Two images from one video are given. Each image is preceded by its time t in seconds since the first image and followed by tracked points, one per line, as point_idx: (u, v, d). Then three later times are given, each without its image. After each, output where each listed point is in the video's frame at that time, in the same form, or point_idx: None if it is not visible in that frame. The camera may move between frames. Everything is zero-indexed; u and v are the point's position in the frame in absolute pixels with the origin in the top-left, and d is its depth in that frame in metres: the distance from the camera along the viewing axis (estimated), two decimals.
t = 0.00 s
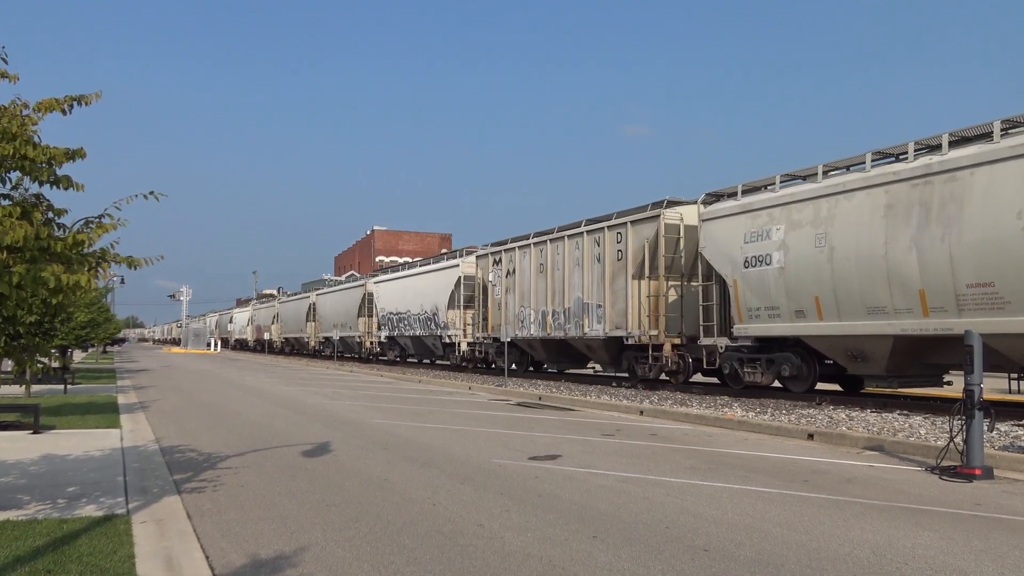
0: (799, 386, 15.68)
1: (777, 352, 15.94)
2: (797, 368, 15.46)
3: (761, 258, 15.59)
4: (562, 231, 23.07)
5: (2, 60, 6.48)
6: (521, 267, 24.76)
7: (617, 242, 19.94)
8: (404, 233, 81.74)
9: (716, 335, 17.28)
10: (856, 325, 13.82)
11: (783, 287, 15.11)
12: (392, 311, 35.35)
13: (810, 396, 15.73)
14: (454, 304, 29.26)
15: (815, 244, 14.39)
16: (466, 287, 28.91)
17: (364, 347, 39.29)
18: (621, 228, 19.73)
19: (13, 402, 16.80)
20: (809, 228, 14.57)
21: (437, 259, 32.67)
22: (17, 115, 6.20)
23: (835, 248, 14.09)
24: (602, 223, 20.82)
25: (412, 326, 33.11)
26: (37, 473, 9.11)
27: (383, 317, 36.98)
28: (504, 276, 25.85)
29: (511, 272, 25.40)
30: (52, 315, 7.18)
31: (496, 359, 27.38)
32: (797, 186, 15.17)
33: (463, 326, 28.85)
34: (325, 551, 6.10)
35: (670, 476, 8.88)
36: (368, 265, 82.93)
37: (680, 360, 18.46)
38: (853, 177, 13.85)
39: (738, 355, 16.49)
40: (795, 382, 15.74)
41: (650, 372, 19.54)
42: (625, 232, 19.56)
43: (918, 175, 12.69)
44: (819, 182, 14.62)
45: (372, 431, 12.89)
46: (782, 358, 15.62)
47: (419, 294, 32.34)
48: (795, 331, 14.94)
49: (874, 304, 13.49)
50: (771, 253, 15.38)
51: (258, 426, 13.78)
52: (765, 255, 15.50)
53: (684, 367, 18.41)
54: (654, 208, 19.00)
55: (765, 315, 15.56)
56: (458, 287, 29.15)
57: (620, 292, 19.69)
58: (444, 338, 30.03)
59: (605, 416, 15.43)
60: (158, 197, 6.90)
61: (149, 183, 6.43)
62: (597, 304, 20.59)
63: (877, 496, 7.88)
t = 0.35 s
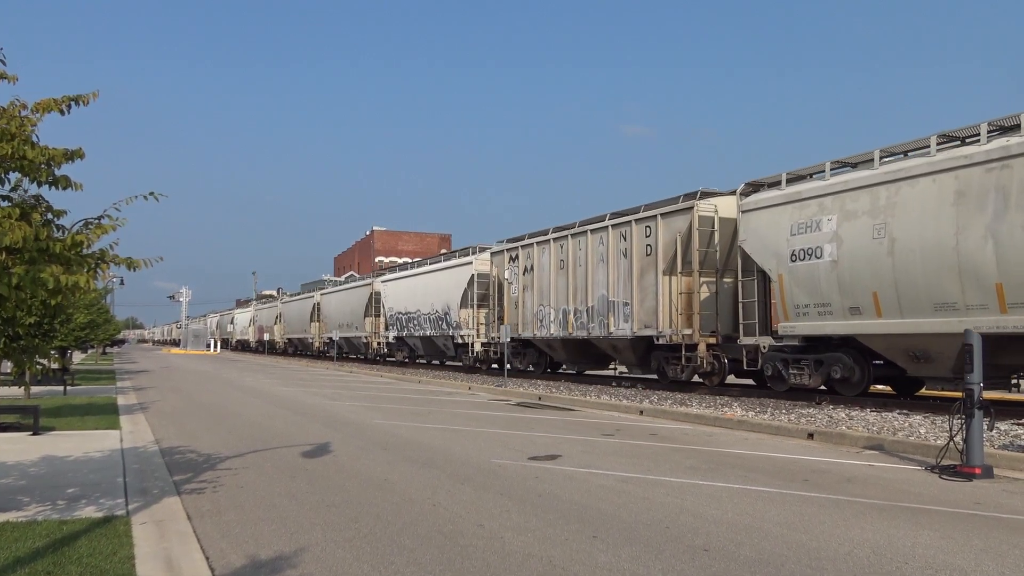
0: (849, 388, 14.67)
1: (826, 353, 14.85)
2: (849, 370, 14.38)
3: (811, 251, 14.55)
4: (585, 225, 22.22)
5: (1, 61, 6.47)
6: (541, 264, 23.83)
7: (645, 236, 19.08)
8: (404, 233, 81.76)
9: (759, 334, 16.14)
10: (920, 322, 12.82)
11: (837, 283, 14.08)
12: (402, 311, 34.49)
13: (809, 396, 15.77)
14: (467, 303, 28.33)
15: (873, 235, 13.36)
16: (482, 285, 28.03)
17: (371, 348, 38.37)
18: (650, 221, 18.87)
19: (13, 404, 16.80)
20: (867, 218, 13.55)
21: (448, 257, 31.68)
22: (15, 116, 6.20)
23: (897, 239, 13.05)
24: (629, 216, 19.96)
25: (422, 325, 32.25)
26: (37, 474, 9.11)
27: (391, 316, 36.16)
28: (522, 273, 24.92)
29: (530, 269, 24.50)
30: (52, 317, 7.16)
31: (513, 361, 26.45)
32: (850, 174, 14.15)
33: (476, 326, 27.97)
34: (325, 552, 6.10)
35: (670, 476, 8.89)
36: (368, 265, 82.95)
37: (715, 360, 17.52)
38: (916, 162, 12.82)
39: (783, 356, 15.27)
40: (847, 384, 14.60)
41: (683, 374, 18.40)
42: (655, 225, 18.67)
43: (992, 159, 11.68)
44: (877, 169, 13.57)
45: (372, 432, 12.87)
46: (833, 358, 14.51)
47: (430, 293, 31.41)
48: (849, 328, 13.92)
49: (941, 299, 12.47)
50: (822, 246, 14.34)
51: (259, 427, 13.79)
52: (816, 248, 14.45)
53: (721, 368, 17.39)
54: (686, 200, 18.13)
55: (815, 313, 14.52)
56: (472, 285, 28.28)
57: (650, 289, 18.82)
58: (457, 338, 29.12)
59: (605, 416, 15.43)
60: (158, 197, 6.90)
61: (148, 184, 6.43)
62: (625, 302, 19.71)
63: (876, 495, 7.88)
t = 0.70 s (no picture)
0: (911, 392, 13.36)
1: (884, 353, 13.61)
2: (910, 372, 13.13)
3: (869, 244, 13.30)
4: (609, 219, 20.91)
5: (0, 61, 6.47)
6: (561, 260, 22.45)
7: (678, 229, 17.76)
8: (404, 234, 81.76)
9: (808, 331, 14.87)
10: (996, 320, 11.58)
11: (900, 278, 12.82)
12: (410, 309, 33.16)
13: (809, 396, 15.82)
14: (480, 302, 26.94)
15: (941, 225, 12.12)
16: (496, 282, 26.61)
17: (379, 348, 37.23)
18: (684, 213, 17.54)
19: (13, 404, 16.79)
20: (933, 207, 12.28)
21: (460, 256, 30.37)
22: (14, 116, 6.20)
23: (968, 229, 11.80)
24: (659, 209, 18.69)
25: (433, 325, 30.89)
26: (37, 475, 9.11)
27: (400, 315, 34.84)
28: (540, 270, 23.53)
29: (548, 265, 23.09)
30: (52, 318, 7.15)
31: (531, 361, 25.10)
32: (912, 158, 12.87)
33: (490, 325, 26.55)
34: (325, 552, 6.10)
35: (669, 476, 8.89)
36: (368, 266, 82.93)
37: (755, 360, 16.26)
38: (990, 145, 11.57)
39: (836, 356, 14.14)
40: (905, 388, 13.43)
41: (717, 375, 17.17)
42: (689, 217, 17.37)
43: None
44: (944, 151, 12.29)
45: (372, 432, 12.85)
46: (892, 359, 13.30)
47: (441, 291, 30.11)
48: (914, 327, 12.67)
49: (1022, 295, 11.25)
50: (880, 237, 13.09)
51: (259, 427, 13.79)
52: (874, 240, 13.19)
53: (760, 369, 16.20)
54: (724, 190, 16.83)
55: (873, 310, 13.32)
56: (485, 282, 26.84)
57: (683, 285, 17.53)
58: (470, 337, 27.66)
59: (605, 416, 15.43)
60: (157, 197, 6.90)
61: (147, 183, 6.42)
62: (656, 299, 18.41)
63: (876, 494, 7.89)
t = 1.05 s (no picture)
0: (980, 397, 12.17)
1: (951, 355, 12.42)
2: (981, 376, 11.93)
3: (937, 235, 12.22)
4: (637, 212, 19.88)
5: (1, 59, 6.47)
6: (583, 256, 21.41)
7: (715, 222, 16.81)
8: (404, 234, 81.79)
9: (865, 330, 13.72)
10: None
11: (974, 272, 11.74)
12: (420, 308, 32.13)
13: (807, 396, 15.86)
14: (496, 299, 25.84)
15: None
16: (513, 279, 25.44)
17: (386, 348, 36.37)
18: (721, 206, 16.61)
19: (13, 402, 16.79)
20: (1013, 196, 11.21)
21: (473, 253, 29.30)
22: (14, 115, 6.20)
23: None
24: (692, 201, 17.71)
25: (444, 323, 29.85)
26: (36, 474, 9.12)
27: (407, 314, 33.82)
28: (560, 267, 22.46)
29: (569, 261, 22.03)
30: (52, 316, 7.15)
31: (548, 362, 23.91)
32: (986, 142, 11.81)
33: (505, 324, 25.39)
34: (325, 551, 6.10)
35: (669, 476, 8.90)
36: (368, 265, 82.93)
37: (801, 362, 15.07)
38: None
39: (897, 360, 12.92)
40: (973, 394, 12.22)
41: (757, 378, 16.02)
42: (727, 209, 16.38)
43: None
44: None
45: (372, 432, 12.84)
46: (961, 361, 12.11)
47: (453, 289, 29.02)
48: (991, 326, 11.59)
49: None
50: (951, 229, 12.03)
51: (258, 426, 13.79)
52: (943, 231, 12.13)
53: (806, 372, 14.99)
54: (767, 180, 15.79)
55: (940, 308, 12.25)
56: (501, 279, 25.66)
57: (721, 282, 16.61)
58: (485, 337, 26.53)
59: (604, 416, 15.42)
60: (158, 197, 6.90)
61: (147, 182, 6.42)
62: (690, 297, 17.42)
63: (875, 494, 7.89)
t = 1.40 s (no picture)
0: None
1: None
2: None
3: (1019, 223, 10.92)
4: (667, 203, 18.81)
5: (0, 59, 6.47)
6: (608, 251, 20.31)
7: (757, 214, 15.80)
8: (404, 233, 81.82)
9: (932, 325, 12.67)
10: None
11: None
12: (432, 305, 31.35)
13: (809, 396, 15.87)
14: (512, 297, 24.90)
15: None
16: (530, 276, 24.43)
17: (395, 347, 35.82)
18: (764, 195, 15.59)
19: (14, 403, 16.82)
20: None
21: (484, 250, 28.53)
22: (13, 115, 6.19)
23: None
24: (730, 190, 16.67)
25: (456, 322, 29.04)
26: (37, 474, 9.14)
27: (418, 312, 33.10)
28: (583, 262, 21.37)
29: (593, 257, 20.95)
30: (52, 317, 7.15)
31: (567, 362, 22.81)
32: None
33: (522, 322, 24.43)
34: (325, 551, 6.11)
35: (669, 475, 8.92)
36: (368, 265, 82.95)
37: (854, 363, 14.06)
38: None
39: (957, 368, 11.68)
40: None
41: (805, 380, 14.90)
42: (773, 197, 15.30)
43: None
44: None
45: (372, 431, 12.85)
46: None
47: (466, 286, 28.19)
48: None
49: None
50: None
51: (259, 426, 13.81)
52: None
53: (859, 373, 13.99)
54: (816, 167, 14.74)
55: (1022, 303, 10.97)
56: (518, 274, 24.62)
57: (764, 276, 15.54)
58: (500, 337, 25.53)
59: (604, 415, 15.43)
60: (157, 197, 6.91)
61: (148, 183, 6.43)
62: (731, 293, 16.35)
63: (876, 493, 7.90)
